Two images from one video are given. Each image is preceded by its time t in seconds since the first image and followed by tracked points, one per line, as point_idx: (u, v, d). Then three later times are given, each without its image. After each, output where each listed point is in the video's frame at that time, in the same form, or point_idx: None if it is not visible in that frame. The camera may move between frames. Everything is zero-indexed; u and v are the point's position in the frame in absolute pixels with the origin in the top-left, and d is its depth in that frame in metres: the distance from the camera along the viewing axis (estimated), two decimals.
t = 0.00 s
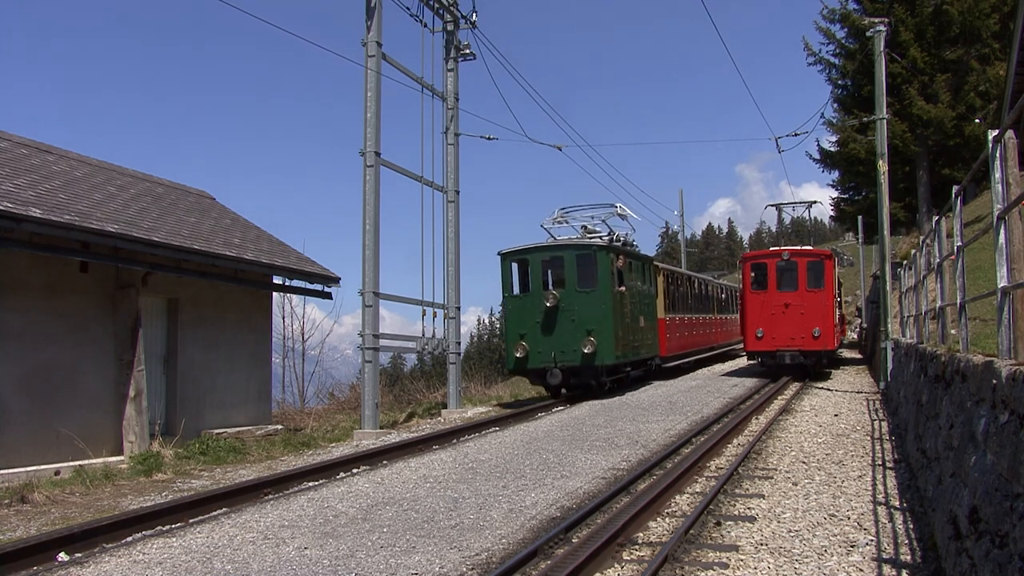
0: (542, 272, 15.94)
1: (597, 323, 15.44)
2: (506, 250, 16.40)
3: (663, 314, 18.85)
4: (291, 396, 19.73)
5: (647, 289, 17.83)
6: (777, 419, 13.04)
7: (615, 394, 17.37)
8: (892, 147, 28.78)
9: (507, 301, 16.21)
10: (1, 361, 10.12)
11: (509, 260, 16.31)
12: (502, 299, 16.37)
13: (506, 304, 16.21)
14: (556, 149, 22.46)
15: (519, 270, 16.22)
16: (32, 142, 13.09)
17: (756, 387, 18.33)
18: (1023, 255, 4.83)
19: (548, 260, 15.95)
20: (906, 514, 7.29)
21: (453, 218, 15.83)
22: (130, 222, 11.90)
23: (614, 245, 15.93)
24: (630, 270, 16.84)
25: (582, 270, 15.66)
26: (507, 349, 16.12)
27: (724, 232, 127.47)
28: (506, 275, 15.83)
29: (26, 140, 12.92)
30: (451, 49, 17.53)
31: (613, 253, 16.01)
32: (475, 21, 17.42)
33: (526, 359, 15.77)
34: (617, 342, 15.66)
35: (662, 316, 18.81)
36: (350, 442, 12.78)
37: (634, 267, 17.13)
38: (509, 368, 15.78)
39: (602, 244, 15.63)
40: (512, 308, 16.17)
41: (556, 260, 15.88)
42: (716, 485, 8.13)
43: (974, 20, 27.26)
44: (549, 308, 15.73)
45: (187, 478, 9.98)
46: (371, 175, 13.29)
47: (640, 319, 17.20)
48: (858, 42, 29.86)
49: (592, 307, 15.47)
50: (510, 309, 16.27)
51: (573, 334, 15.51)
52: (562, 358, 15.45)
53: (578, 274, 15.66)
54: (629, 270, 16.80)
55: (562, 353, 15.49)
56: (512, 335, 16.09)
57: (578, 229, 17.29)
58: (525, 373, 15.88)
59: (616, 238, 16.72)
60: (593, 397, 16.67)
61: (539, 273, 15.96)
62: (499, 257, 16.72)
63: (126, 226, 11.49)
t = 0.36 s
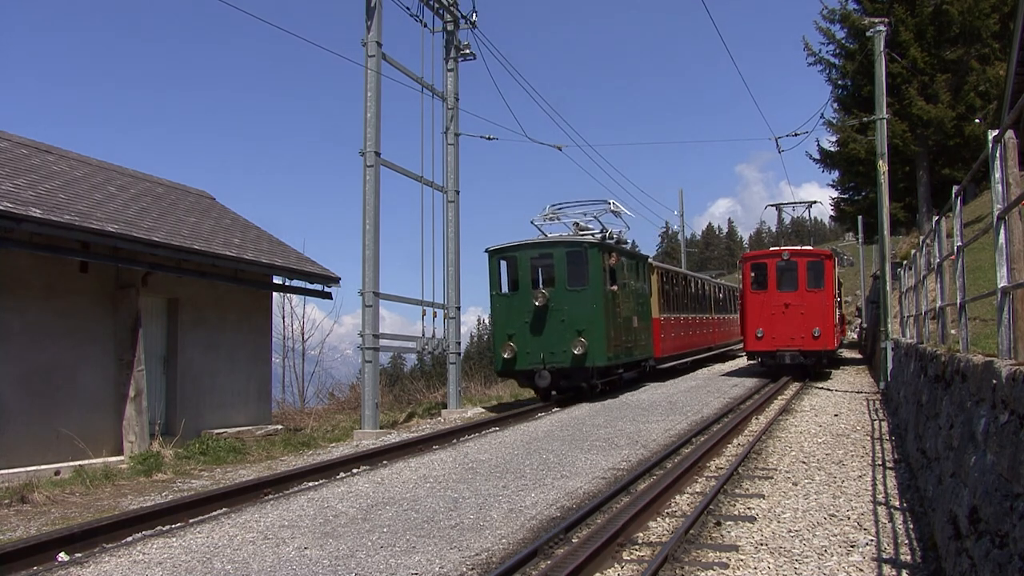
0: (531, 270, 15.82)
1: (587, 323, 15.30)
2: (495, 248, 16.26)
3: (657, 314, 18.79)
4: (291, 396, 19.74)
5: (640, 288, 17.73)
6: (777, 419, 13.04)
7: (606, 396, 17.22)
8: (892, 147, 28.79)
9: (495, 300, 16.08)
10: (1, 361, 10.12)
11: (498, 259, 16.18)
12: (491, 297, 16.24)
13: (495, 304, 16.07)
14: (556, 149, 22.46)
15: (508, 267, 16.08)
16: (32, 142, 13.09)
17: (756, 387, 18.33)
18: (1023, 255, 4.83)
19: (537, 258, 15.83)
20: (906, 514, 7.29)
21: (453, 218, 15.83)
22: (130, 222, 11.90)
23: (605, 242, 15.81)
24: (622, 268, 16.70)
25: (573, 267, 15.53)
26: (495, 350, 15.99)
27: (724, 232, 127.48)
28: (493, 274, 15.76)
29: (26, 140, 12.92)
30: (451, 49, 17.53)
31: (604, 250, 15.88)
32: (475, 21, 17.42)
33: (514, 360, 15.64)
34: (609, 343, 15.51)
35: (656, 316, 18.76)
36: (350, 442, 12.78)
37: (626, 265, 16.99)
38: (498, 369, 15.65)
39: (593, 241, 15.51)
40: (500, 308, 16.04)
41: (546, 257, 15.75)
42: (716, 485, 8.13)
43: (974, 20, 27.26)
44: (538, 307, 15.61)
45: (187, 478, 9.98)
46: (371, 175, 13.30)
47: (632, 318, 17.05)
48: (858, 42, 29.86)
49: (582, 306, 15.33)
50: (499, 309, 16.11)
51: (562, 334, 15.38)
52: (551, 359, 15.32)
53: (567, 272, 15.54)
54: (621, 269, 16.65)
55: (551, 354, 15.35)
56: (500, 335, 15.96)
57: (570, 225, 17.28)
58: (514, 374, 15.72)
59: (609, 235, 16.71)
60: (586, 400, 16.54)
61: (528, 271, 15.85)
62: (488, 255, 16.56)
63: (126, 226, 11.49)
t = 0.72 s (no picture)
0: (520, 268, 15.51)
1: (576, 323, 14.93)
2: (482, 245, 15.96)
3: (651, 313, 18.63)
4: (291, 396, 19.75)
5: (632, 286, 17.45)
6: (777, 419, 13.04)
7: (597, 400, 16.83)
8: (892, 147, 28.80)
9: (482, 299, 15.76)
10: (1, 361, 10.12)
11: (485, 257, 15.90)
12: (478, 296, 15.93)
13: (482, 304, 15.76)
14: (556, 149, 22.48)
15: (495, 265, 15.77)
16: (32, 142, 13.09)
17: (756, 388, 18.33)
18: (1023, 255, 4.83)
19: (526, 256, 15.51)
20: (906, 514, 7.29)
21: (453, 218, 15.83)
22: (130, 222, 11.90)
23: (595, 238, 15.47)
24: (612, 267, 16.37)
25: (562, 265, 15.20)
26: (482, 352, 15.64)
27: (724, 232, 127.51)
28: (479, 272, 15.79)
29: (26, 140, 12.92)
30: (452, 49, 17.53)
31: (594, 248, 15.55)
32: (475, 21, 17.42)
33: (500, 361, 15.28)
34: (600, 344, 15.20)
35: (650, 315, 18.61)
36: (350, 442, 12.78)
37: (617, 263, 16.66)
38: (483, 371, 15.28)
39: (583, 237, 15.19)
40: (487, 308, 15.71)
41: (534, 255, 15.43)
42: (716, 485, 8.13)
43: (974, 20, 27.28)
44: (526, 306, 15.27)
45: (187, 478, 9.98)
46: (371, 175, 13.30)
47: (623, 318, 16.70)
48: (858, 42, 29.85)
49: (571, 306, 14.97)
50: (485, 309, 15.78)
51: (551, 334, 15.01)
52: (539, 361, 14.94)
53: (556, 270, 15.20)
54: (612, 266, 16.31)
55: (540, 355, 14.99)
56: (487, 336, 15.62)
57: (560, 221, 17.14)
58: (500, 377, 15.35)
59: (600, 231, 16.61)
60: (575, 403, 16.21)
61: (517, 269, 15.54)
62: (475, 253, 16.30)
63: (126, 226, 11.49)
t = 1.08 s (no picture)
0: (506, 266, 15.41)
1: (564, 323, 14.83)
2: (467, 243, 15.84)
3: (645, 314, 18.51)
4: (291, 396, 19.75)
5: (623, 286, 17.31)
6: (777, 419, 13.04)
7: (588, 403, 16.59)
8: (891, 147, 28.81)
9: (466, 299, 15.63)
10: (1, 361, 10.13)
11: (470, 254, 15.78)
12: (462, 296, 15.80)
13: (468, 304, 15.62)
14: (556, 149, 22.44)
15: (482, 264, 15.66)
16: (32, 142, 13.08)
17: (756, 387, 18.33)
18: (1023, 255, 4.83)
19: (512, 254, 15.42)
20: (906, 514, 7.29)
21: (453, 218, 15.83)
22: (130, 222, 11.90)
23: (585, 236, 15.34)
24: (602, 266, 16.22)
25: (550, 263, 15.09)
26: (468, 353, 15.50)
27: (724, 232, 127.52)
28: (464, 272, 15.72)
29: (26, 140, 12.91)
30: (451, 49, 17.52)
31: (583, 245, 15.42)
32: (475, 21, 17.43)
33: (486, 363, 15.18)
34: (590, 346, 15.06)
35: (644, 316, 18.49)
36: (350, 442, 12.79)
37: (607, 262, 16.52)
38: (470, 373, 15.17)
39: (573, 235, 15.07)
40: (472, 307, 15.58)
41: (522, 253, 15.33)
42: (716, 485, 8.14)
43: (974, 20, 27.27)
44: (512, 306, 15.17)
45: (187, 478, 9.98)
46: (371, 175, 13.30)
47: (613, 318, 16.56)
48: (858, 42, 29.85)
49: (559, 306, 14.86)
50: (471, 309, 15.65)
51: (539, 336, 14.91)
52: (526, 362, 14.84)
53: (544, 269, 15.09)
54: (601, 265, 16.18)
55: (527, 357, 14.87)
56: (472, 337, 15.50)
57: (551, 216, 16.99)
58: (487, 378, 15.24)
59: (592, 228, 16.46)
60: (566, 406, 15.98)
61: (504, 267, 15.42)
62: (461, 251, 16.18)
63: (126, 226, 11.49)
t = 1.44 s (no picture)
0: (492, 263, 14.61)
1: (553, 324, 14.08)
2: (450, 238, 15.01)
3: (638, 313, 18.20)
4: (291, 396, 19.75)
5: (613, 285, 16.74)
6: (777, 419, 13.04)
7: (578, 407, 15.84)
8: (892, 147, 28.80)
9: (449, 297, 14.80)
10: (1, 361, 10.13)
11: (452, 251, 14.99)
12: (444, 294, 14.98)
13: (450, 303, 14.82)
14: (556, 149, 22.47)
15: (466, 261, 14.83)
16: (32, 142, 13.09)
17: (756, 387, 18.34)
18: (1023, 255, 4.83)
19: (498, 250, 14.62)
20: (906, 514, 7.29)
21: (453, 218, 15.83)
22: (130, 222, 11.90)
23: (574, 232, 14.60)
24: (591, 264, 15.53)
25: (538, 259, 14.34)
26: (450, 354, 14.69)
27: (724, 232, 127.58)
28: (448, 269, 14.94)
29: (26, 140, 12.92)
30: (451, 49, 17.53)
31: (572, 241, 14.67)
32: (475, 21, 17.43)
33: (470, 365, 14.35)
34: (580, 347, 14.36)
35: (637, 315, 18.20)
36: (350, 442, 12.79)
37: (596, 259, 15.84)
38: (453, 375, 14.39)
39: (563, 231, 14.34)
40: (455, 307, 14.76)
41: (509, 249, 14.54)
42: (716, 485, 8.13)
43: (974, 20, 27.27)
44: (498, 306, 14.39)
45: (187, 478, 9.98)
46: (371, 176, 13.30)
47: (603, 318, 15.90)
48: (858, 42, 29.85)
49: (548, 306, 14.12)
50: (453, 308, 14.85)
51: (526, 336, 14.16)
52: (512, 364, 14.07)
53: (532, 266, 14.33)
54: (590, 262, 15.49)
55: (514, 359, 14.10)
56: (455, 338, 14.67)
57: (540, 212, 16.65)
58: (470, 381, 14.45)
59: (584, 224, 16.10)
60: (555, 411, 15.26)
61: (490, 264, 14.61)
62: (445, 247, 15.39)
63: (126, 226, 11.49)
